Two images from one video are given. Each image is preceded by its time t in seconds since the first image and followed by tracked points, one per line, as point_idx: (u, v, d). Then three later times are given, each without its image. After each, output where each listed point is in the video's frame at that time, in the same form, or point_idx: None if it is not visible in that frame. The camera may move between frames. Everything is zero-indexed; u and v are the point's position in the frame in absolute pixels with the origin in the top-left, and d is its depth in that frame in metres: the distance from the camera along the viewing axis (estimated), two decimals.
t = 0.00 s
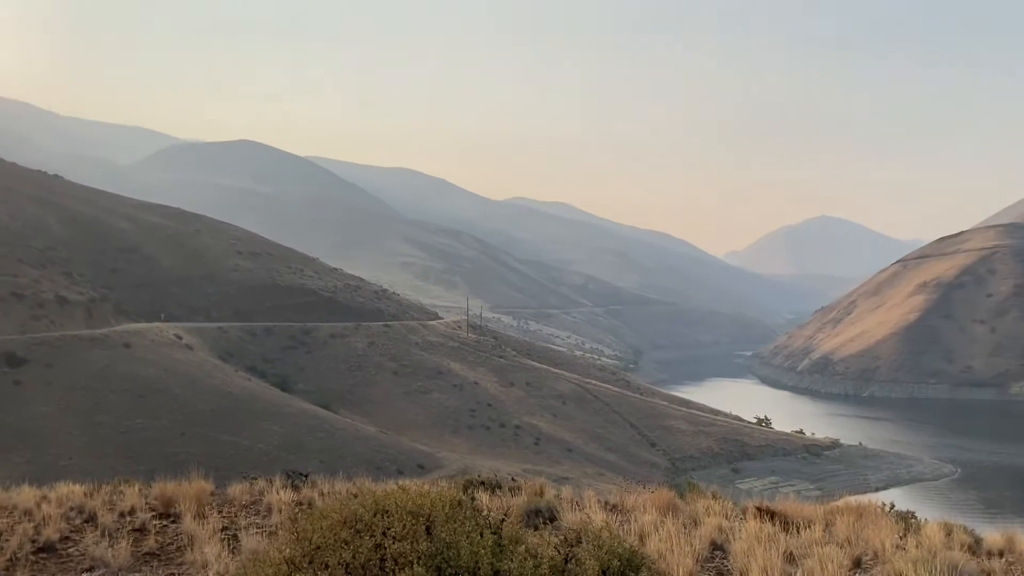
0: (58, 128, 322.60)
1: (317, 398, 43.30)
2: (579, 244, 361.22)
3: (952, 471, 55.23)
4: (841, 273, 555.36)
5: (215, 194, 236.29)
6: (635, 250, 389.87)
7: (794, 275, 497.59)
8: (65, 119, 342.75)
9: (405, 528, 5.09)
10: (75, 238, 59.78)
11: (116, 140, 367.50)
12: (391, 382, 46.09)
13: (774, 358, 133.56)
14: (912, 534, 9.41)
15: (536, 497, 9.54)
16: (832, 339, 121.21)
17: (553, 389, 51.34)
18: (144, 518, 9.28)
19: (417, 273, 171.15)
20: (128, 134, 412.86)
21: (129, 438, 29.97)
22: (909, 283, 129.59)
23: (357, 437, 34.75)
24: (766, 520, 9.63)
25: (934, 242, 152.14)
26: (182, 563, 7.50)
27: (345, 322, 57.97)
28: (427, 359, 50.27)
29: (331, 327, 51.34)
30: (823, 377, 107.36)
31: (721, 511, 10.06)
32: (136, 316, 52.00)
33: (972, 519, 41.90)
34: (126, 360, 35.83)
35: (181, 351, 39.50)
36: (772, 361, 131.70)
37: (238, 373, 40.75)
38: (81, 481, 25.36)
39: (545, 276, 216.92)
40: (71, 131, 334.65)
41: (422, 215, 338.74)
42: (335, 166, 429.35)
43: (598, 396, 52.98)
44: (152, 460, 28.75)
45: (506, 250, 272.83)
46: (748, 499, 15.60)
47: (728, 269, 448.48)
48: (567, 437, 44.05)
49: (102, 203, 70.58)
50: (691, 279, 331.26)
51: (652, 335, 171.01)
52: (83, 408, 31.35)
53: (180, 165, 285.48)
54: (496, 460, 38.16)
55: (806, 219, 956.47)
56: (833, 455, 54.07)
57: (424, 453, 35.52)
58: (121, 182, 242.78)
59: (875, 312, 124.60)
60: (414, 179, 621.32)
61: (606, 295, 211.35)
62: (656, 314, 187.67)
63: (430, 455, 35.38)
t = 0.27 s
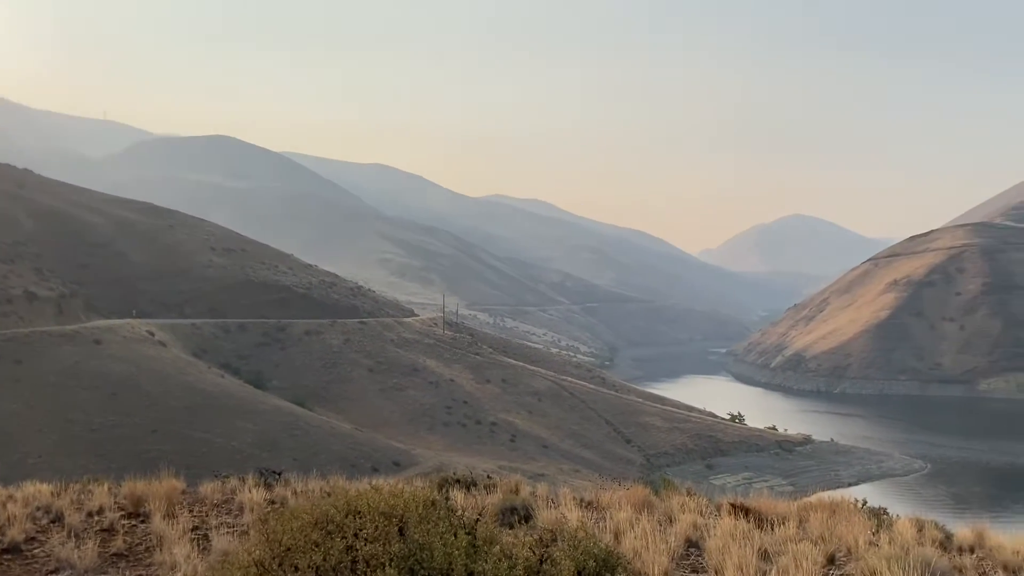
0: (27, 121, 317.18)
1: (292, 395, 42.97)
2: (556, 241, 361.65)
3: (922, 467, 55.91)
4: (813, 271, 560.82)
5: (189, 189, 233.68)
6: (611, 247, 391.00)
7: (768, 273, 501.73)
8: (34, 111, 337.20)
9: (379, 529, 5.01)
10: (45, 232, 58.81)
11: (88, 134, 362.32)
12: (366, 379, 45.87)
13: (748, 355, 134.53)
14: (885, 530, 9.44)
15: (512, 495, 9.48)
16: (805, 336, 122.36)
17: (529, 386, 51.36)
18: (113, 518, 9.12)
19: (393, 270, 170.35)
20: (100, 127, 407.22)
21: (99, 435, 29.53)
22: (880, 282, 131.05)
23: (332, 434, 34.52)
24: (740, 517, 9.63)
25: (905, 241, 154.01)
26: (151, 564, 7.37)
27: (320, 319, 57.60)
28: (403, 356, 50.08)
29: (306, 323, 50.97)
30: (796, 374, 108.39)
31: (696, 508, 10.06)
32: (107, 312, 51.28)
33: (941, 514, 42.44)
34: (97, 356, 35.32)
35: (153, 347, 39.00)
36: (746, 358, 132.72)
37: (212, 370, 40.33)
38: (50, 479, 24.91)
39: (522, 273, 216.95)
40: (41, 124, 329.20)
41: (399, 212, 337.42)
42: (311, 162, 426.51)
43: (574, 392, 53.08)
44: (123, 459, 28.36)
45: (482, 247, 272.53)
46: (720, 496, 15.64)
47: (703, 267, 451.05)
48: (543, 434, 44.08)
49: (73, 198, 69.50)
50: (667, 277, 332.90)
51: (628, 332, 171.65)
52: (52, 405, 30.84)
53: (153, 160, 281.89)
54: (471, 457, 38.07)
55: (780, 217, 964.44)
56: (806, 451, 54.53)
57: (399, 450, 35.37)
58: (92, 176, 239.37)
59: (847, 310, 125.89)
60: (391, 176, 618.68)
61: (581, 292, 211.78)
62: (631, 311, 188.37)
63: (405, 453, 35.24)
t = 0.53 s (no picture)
0: None
1: (267, 393, 42.58)
2: (533, 240, 361.91)
3: (895, 464, 56.49)
4: (789, 270, 565.48)
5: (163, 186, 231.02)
6: (589, 246, 391.90)
7: (744, 271, 505.40)
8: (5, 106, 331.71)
9: (344, 534, 4.90)
10: (15, 229, 57.84)
11: (59, 130, 357.15)
12: (342, 378, 45.59)
13: (724, 353, 135.35)
14: (857, 528, 9.48)
15: (487, 495, 9.41)
16: (780, 334, 123.31)
17: (506, 384, 51.30)
18: (79, 521, 8.93)
19: (370, 268, 169.44)
20: (72, 123, 401.64)
21: (71, 435, 29.05)
22: (854, 281, 132.29)
23: (308, 433, 34.28)
24: (715, 517, 9.63)
25: (878, 241, 155.63)
26: (117, 568, 7.20)
27: (296, 317, 57.18)
28: (379, 354, 49.82)
29: (282, 321, 50.55)
30: (771, 372, 109.17)
31: (671, 508, 10.04)
32: (79, 310, 50.51)
33: (914, 510, 42.87)
34: (68, 355, 34.77)
35: (126, 346, 38.47)
36: (721, 357, 133.53)
37: (186, 368, 39.86)
38: (20, 480, 24.48)
39: (499, 272, 216.86)
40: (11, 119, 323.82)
41: (376, 209, 335.87)
42: (288, 159, 423.50)
43: (551, 390, 53.10)
44: (96, 458, 27.93)
45: (460, 245, 272.05)
46: (696, 493, 15.63)
47: (679, 266, 453.20)
48: (520, 432, 44.04)
49: (43, 194, 68.42)
50: (644, 275, 334.18)
51: (605, 331, 172.11)
52: (23, 403, 30.30)
53: (126, 155, 278.38)
54: (448, 456, 37.94)
55: (756, 217, 971.27)
56: (781, 449, 54.90)
57: (375, 449, 35.19)
58: (64, 172, 235.94)
59: (821, 309, 127.01)
60: (368, 173, 615.65)
61: (559, 291, 212.06)
62: (608, 310, 188.87)
63: (381, 451, 35.07)
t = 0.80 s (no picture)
0: None
1: (247, 391, 42.25)
2: (515, 238, 361.99)
3: (872, 461, 56.94)
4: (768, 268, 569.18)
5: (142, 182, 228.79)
6: (570, 244, 392.52)
7: (724, 270, 507.98)
8: None
9: (314, 539, 4.84)
10: None
11: (36, 125, 352.72)
12: (322, 376, 45.36)
13: (704, 352, 135.95)
14: (835, 527, 9.49)
15: (464, 495, 9.35)
16: (760, 333, 124.08)
17: (488, 382, 51.25)
18: (50, 522, 8.77)
19: (352, 266, 168.73)
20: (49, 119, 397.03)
21: (47, 433, 28.65)
22: (833, 279, 133.33)
23: (287, 432, 34.06)
24: (695, 516, 9.61)
25: (856, 240, 156.98)
26: (86, 572, 7.08)
27: (276, 315, 56.80)
28: (360, 352, 49.59)
29: (262, 319, 50.18)
30: (751, 370, 109.82)
31: (650, 506, 10.03)
32: (55, 308, 49.89)
33: (891, 507, 43.24)
34: (44, 353, 34.29)
35: (103, 344, 38.02)
36: (702, 354, 134.17)
37: (164, 367, 39.48)
38: None
39: (481, 270, 216.70)
40: None
41: (357, 207, 334.51)
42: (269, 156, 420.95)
43: (532, 388, 53.10)
44: (72, 456, 27.56)
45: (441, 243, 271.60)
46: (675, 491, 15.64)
47: (660, 264, 454.84)
48: (501, 430, 44.00)
49: (19, 190, 67.48)
50: (625, 274, 335.16)
51: (586, 329, 172.44)
52: None
53: (104, 152, 275.41)
54: (428, 454, 37.82)
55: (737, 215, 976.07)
56: (759, 446, 55.19)
57: (355, 447, 35.03)
58: (41, 168, 233.03)
59: (800, 307, 127.91)
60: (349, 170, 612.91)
61: (540, 289, 212.06)
62: (589, 308, 189.23)
63: (362, 450, 34.92)
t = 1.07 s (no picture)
0: None
1: (224, 388, 41.89)
2: (495, 235, 361.75)
3: (848, 456, 57.48)
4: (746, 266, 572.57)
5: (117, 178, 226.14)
6: (550, 241, 392.73)
7: (702, 268, 510.41)
8: None
9: (282, 541, 4.79)
10: None
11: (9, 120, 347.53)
12: (301, 373, 45.10)
13: (682, 349, 136.58)
14: (811, 523, 9.52)
15: (440, 494, 9.29)
16: (738, 330, 124.86)
17: (467, 379, 51.16)
18: (17, 523, 8.60)
19: (331, 263, 167.82)
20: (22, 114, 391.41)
21: (21, 430, 28.20)
22: (810, 277, 134.36)
23: (265, 429, 33.82)
24: (671, 513, 9.61)
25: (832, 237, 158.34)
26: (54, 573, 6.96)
27: (254, 312, 56.37)
28: (339, 350, 49.34)
29: (240, 316, 49.78)
30: (729, 366, 110.48)
31: (627, 503, 10.02)
32: (29, 304, 49.17)
33: (867, 502, 43.66)
34: (18, 349, 33.76)
35: (78, 341, 37.52)
36: (680, 351, 134.82)
37: (141, 364, 39.05)
38: None
39: (460, 267, 216.36)
40: None
41: (336, 204, 332.73)
42: (247, 152, 417.79)
43: (511, 385, 53.09)
44: (47, 453, 27.16)
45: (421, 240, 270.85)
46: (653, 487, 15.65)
47: (640, 261, 456.07)
48: (480, 427, 43.95)
49: None
50: (605, 271, 335.85)
51: (566, 326, 172.68)
52: None
53: (79, 147, 271.97)
54: (407, 451, 37.70)
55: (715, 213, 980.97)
56: (737, 442, 55.52)
57: (334, 444, 34.86)
58: (14, 163, 229.72)
59: (778, 305, 128.83)
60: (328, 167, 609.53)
61: (520, 286, 212.07)
62: (569, 305, 189.49)
63: (340, 447, 34.75)
